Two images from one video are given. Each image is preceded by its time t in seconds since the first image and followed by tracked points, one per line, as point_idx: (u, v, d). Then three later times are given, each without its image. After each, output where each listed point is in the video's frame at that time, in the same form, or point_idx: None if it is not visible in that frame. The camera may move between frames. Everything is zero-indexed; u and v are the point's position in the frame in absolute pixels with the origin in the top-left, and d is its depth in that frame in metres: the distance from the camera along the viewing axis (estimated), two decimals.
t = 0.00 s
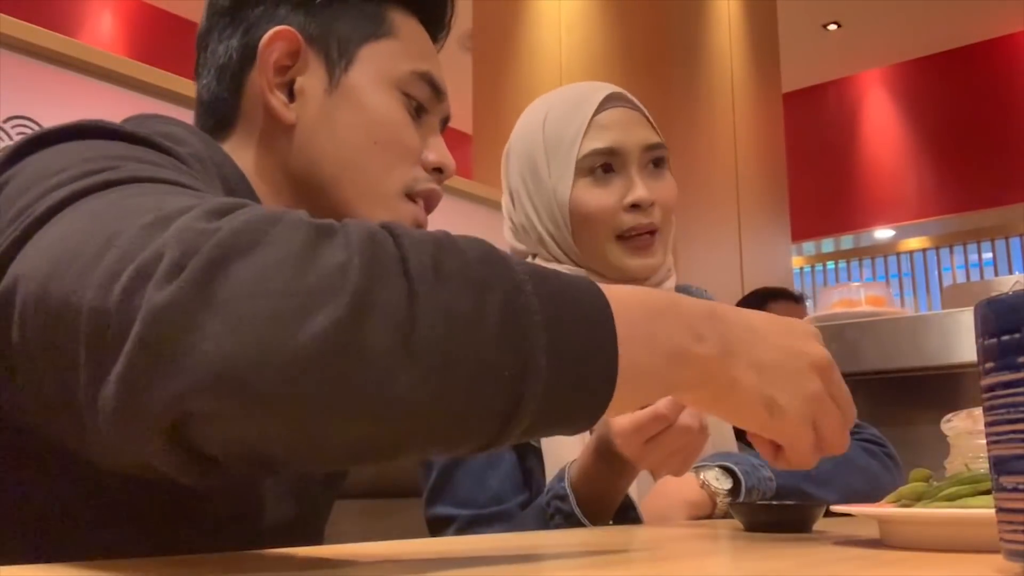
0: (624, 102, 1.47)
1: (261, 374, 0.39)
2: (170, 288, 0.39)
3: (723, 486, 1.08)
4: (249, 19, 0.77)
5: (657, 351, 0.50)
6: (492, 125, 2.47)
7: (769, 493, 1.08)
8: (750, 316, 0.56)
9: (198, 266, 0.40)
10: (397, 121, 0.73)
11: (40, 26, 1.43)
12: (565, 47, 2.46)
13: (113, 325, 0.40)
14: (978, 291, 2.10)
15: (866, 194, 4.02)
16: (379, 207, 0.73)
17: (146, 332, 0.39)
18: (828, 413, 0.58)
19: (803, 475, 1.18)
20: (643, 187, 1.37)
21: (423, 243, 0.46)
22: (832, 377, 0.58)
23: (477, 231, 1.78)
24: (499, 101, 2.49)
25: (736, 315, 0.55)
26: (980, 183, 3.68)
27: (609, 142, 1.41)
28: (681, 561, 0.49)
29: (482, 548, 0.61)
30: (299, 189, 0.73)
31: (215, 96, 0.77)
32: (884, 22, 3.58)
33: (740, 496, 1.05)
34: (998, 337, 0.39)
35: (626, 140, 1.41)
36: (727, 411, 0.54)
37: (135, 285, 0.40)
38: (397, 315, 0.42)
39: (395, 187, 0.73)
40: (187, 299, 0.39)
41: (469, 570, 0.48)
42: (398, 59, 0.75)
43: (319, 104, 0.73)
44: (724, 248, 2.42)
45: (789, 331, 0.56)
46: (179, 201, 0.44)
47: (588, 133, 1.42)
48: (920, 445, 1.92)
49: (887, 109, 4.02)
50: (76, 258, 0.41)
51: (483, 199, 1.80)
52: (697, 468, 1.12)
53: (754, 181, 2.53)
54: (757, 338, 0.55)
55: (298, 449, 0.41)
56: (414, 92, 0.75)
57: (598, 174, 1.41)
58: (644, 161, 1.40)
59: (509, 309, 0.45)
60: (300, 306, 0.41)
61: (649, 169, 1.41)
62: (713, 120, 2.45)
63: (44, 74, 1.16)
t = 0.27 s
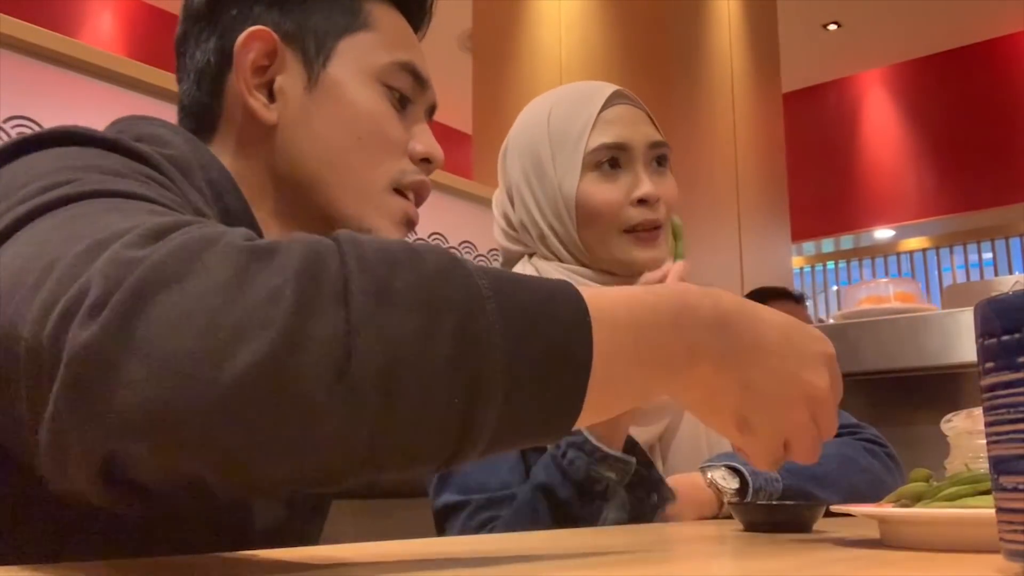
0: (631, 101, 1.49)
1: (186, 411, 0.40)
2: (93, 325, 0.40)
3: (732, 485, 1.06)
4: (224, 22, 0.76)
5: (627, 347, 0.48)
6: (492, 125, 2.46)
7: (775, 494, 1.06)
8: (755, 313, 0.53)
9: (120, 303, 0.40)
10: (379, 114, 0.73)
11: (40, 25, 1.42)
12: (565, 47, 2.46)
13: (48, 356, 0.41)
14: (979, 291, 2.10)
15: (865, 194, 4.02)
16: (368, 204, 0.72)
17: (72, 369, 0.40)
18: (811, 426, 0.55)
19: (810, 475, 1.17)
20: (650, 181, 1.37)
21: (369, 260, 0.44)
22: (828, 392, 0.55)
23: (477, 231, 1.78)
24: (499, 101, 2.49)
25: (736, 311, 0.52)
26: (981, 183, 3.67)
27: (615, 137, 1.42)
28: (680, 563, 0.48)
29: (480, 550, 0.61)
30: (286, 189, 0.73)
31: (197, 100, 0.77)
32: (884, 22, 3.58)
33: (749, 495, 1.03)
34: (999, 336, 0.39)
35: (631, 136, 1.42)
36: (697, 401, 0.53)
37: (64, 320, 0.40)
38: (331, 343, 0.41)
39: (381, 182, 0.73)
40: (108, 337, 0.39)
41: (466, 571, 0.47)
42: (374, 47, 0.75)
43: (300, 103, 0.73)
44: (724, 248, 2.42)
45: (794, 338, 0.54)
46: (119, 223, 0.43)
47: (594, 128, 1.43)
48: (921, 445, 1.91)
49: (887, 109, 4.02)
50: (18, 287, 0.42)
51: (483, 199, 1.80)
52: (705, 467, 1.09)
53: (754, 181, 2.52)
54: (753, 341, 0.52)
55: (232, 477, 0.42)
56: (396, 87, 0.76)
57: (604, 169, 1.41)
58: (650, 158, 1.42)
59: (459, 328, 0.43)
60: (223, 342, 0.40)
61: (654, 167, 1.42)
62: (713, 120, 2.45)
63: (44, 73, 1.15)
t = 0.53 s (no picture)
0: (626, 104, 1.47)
1: (107, 427, 0.37)
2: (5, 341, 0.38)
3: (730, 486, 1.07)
4: (214, 16, 0.77)
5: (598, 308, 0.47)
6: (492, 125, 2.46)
7: (778, 495, 1.06)
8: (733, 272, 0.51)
9: (31, 316, 0.38)
10: (375, 109, 0.72)
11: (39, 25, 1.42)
12: (564, 47, 2.46)
13: None
14: (979, 290, 2.10)
15: (866, 195, 4.02)
16: (366, 201, 0.72)
17: None
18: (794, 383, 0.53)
19: (813, 475, 1.16)
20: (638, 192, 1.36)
21: (303, 251, 0.41)
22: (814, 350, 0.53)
23: (477, 231, 1.78)
24: (500, 101, 2.49)
25: (711, 271, 0.50)
26: (981, 183, 3.67)
27: (603, 144, 1.40)
28: (680, 563, 0.48)
29: (480, 550, 0.61)
30: (283, 186, 0.73)
31: (189, 97, 0.78)
32: (884, 22, 3.58)
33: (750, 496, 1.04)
34: (998, 336, 0.38)
35: (623, 142, 1.40)
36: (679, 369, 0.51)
37: None
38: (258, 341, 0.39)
39: (379, 177, 0.72)
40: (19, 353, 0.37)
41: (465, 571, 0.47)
42: (369, 40, 0.75)
43: (293, 99, 0.72)
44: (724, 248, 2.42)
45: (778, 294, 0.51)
46: (45, 227, 0.41)
47: (586, 135, 1.42)
48: (921, 445, 1.91)
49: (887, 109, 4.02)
50: None
51: (483, 199, 1.80)
52: (702, 470, 1.11)
53: (754, 182, 2.52)
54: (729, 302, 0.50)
55: (166, 492, 0.40)
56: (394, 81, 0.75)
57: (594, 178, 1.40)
58: (642, 165, 1.40)
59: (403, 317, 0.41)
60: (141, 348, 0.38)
61: (646, 174, 1.40)
62: (713, 120, 2.45)
63: (44, 74, 1.15)
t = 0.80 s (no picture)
0: (656, 117, 1.46)
1: (27, 454, 0.38)
2: None
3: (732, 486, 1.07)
4: (210, 8, 0.76)
5: (588, 311, 0.47)
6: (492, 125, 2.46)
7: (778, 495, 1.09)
8: (736, 260, 0.50)
9: None
10: (377, 104, 0.73)
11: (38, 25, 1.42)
12: (564, 47, 2.46)
13: None
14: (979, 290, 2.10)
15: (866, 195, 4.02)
16: (369, 201, 0.72)
17: None
18: (818, 371, 0.53)
19: (814, 475, 1.17)
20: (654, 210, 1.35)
21: (230, 262, 0.40)
22: (832, 336, 0.52)
23: (478, 231, 1.78)
24: (500, 102, 2.49)
25: (712, 261, 0.49)
26: (981, 183, 3.67)
27: (625, 159, 1.39)
28: (681, 564, 0.48)
29: (480, 552, 0.60)
30: (280, 184, 0.73)
31: (185, 91, 0.77)
32: (884, 22, 3.58)
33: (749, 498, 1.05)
34: (998, 336, 0.38)
35: (645, 158, 1.39)
36: (688, 369, 0.52)
37: None
38: (175, 361, 0.38)
39: (380, 176, 0.72)
40: None
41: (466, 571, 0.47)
42: (369, 31, 0.75)
43: (293, 94, 0.73)
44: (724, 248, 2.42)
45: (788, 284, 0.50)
46: None
47: (607, 147, 1.42)
48: (921, 445, 1.91)
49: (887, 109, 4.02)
50: None
51: (483, 199, 1.80)
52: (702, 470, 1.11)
53: (754, 182, 2.52)
54: (731, 293, 0.49)
55: (102, 517, 0.40)
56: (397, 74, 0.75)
57: (612, 191, 1.40)
58: (661, 184, 1.39)
59: (338, 328, 0.40)
60: (51, 374, 0.38)
61: (667, 193, 1.39)
62: (712, 120, 2.45)
63: (43, 74, 1.15)
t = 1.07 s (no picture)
0: (672, 120, 1.46)
1: (56, 472, 0.37)
2: None
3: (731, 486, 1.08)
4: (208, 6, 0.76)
5: (600, 292, 0.47)
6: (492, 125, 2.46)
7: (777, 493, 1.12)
8: (745, 241, 0.50)
9: None
10: (379, 99, 0.72)
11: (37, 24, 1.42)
12: (565, 47, 2.46)
13: None
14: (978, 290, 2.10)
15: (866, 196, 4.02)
16: (376, 199, 0.72)
17: None
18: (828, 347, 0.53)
19: (815, 475, 1.18)
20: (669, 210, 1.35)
21: (255, 271, 0.40)
22: (841, 315, 0.52)
23: (478, 230, 1.78)
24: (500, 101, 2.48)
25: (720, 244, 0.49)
26: (980, 183, 3.67)
27: (641, 159, 1.39)
28: (682, 564, 0.48)
29: (480, 552, 0.61)
30: (284, 184, 0.73)
31: (186, 90, 0.78)
32: (884, 22, 3.57)
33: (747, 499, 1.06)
34: (998, 336, 0.38)
35: (661, 159, 1.39)
36: (700, 349, 0.52)
37: None
38: (200, 374, 0.38)
39: (385, 172, 0.72)
40: None
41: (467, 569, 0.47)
42: (370, 22, 0.74)
43: (293, 90, 0.72)
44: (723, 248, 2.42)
45: (796, 263, 0.51)
46: None
47: (623, 147, 1.42)
48: (921, 445, 1.91)
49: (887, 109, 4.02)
50: None
51: (484, 199, 1.80)
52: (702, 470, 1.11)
53: (754, 181, 2.52)
54: (739, 273, 0.49)
55: (136, 535, 0.40)
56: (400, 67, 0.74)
57: (627, 191, 1.40)
58: (678, 186, 1.38)
59: (363, 335, 0.40)
60: (76, 395, 0.37)
61: (682, 195, 1.38)
62: (712, 120, 2.45)
63: (44, 75, 1.15)
